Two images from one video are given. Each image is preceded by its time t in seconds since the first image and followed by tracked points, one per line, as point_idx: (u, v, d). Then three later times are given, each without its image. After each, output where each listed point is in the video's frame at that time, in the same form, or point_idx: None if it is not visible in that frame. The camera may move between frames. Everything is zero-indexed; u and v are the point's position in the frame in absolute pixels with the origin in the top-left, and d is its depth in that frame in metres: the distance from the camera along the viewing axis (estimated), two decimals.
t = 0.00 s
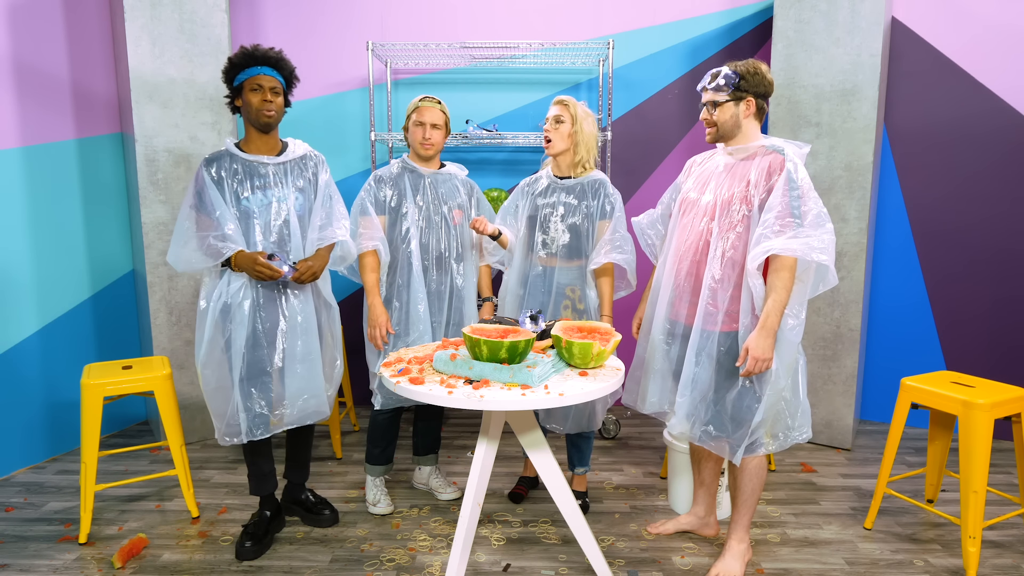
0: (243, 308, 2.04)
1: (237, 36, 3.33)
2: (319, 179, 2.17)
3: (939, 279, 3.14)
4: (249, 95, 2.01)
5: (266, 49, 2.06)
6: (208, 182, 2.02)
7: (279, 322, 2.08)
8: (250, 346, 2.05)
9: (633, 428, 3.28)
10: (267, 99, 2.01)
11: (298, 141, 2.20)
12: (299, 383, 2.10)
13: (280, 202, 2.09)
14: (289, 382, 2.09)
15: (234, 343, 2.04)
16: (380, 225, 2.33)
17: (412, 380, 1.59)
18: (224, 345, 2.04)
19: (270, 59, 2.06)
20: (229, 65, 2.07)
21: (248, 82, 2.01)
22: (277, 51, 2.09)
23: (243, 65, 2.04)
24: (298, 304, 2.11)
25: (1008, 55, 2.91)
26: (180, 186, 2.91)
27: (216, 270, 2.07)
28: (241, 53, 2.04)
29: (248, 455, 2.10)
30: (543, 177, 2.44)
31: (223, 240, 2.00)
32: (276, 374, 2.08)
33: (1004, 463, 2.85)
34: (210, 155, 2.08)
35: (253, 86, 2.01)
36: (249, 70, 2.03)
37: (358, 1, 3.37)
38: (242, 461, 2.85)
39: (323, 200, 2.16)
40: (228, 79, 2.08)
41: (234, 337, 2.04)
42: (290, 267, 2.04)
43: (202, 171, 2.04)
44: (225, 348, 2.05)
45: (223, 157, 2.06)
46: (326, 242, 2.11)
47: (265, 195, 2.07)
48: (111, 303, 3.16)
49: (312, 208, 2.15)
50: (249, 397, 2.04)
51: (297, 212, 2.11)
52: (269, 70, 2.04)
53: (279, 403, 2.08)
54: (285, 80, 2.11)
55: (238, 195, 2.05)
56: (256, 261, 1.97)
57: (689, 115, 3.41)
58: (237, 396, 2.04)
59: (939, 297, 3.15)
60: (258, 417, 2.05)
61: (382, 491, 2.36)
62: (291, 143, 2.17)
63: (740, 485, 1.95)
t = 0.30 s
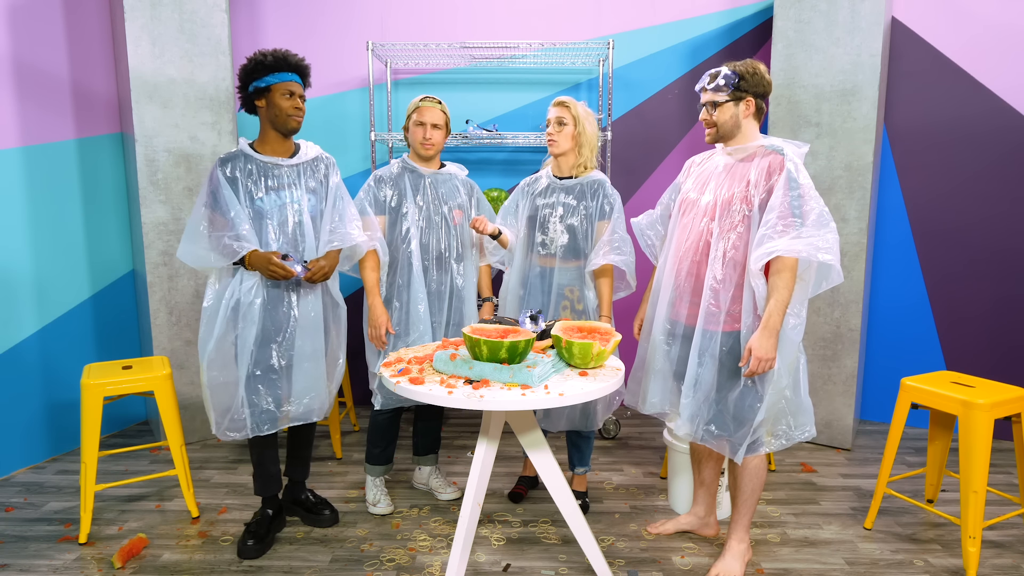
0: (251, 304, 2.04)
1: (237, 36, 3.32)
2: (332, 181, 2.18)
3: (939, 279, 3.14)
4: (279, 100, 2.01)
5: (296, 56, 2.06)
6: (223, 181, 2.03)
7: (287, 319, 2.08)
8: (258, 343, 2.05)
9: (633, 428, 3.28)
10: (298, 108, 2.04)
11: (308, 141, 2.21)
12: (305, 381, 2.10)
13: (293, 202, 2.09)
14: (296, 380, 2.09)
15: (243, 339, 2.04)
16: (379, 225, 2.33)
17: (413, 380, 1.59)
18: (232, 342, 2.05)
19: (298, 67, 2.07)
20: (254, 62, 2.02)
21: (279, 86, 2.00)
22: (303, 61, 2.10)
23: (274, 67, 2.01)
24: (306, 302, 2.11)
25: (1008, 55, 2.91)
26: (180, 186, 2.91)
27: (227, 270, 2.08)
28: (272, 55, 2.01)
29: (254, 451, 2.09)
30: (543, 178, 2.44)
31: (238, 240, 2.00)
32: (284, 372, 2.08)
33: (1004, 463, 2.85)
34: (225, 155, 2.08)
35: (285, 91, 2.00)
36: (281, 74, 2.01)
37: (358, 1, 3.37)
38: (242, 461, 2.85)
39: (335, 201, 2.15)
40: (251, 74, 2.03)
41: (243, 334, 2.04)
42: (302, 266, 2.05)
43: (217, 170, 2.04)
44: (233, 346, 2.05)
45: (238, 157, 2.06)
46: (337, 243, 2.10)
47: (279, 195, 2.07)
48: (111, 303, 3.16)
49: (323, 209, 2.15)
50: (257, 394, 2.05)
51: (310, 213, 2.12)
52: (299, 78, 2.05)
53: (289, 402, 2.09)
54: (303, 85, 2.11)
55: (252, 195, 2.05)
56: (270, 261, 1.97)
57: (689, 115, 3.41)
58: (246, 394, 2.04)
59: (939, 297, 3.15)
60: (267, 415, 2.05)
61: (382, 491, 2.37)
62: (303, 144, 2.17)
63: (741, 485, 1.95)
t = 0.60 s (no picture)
0: (257, 307, 2.04)
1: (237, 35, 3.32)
2: (333, 181, 2.19)
3: (939, 279, 3.14)
4: (281, 99, 2.01)
5: (298, 56, 2.06)
6: (224, 179, 2.02)
7: (293, 320, 2.10)
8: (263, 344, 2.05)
9: (633, 428, 3.27)
10: (300, 108, 2.04)
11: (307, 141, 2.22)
12: (310, 380, 2.13)
13: (295, 202, 2.10)
14: (299, 378, 2.12)
15: (248, 342, 2.03)
16: (380, 225, 2.33)
17: (412, 380, 1.59)
18: (237, 344, 2.04)
19: (301, 66, 2.07)
20: (257, 61, 2.02)
21: (282, 86, 2.00)
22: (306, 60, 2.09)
23: (278, 66, 2.02)
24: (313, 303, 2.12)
25: (1008, 55, 2.91)
26: (180, 186, 2.91)
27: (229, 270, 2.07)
28: (275, 53, 2.01)
29: (258, 451, 2.09)
30: (543, 178, 2.44)
31: (240, 238, 2.00)
32: (289, 371, 2.11)
33: (1004, 463, 2.85)
34: (225, 154, 2.07)
35: (287, 91, 2.01)
36: (284, 74, 2.01)
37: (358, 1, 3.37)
38: (242, 461, 2.85)
39: (337, 201, 2.17)
40: (254, 73, 2.03)
41: (248, 337, 2.03)
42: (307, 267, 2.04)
43: (217, 169, 2.03)
44: (237, 347, 2.04)
45: (240, 155, 2.06)
46: (339, 244, 2.11)
47: (281, 194, 2.08)
48: (111, 303, 3.16)
49: (325, 209, 2.17)
50: (261, 394, 2.06)
51: (312, 212, 2.13)
52: (302, 79, 2.06)
53: (291, 400, 2.10)
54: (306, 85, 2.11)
55: (253, 194, 2.05)
56: (275, 261, 1.97)
57: (689, 115, 3.41)
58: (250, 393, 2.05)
59: (939, 297, 3.15)
60: (271, 412, 2.07)
61: (382, 491, 2.37)
62: (303, 144, 2.18)
63: (741, 485, 1.95)
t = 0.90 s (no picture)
0: (257, 310, 2.05)
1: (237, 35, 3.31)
2: (332, 182, 2.18)
3: (939, 279, 3.14)
4: (272, 100, 2.02)
5: (292, 54, 2.05)
6: (220, 180, 2.03)
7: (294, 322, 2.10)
8: (262, 347, 2.06)
9: (633, 428, 3.27)
10: (291, 107, 2.03)
11: (307, 142, 2.21)
12: (309, 382, 2.11)
13: (291, 204, 2.10)
14: (300, 381, 2.11)
15: (248, 345, 2.04)
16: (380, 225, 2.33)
17: (412, 380, 1.59)
18: (237, 347, 2.04)
19: (296, 65, 2.06)
20: (250, 62, 2.04)
21: (272, 86, 2.01)
22: (302, 57, 2.08)
23: (268, 66, 2.02)
24: (314, 306, 2.13)
25: (1007, 55, 2.91)
26: (180, 186, 2.91)
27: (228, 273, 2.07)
28: (268, 54, 2.02)
29: (258, 452, 2.10)
30: (543, 178, 2.44)
31: (231, 239, 2.00)
32: (289, 373, 2.11)
33: (1004, 463, 2.85)
34: (223, 154, 2.08)
35: (277, 91, 2.01)
36: (274, 74, 2.02)
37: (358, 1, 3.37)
38: (242, 461, 2.85)
39: (335, 202, 2.16)
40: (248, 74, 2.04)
41: (248, 340, 2.04)
42: (302, 270, 2.04)
43: (214, 169, 2.04)
44: (238, 350, 2.05)
45: (237, 155, 2.07)
46: (336, 247, 2.10)
47: (277, 196, 2.08)
48: (112, 303, 3.16)
49: (323, 211, 2.16)
50: (256, 396, 2.06)
51: (308, 214, 2.12)
52: (295, 77, 2.05)
53: (287, 402, 2.10)
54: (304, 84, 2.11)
55: (250, 195, 2.06)
56: (267, 265, 1.97)
57: (689, 115, 3.41)
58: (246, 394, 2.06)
59: (939, 297, 3.15)
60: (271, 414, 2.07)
61: (382, 491, 2.36)
62: (302, 145, 2.18)
63: (741, 485, 1.95)
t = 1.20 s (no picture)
0: (261, 308, 2.04)
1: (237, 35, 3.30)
2: (348, 183, 2.16)
3: (939, 279, 3.14)
4: (284, 101, 2.01)
5: (304, 52, 2.02)
6: (235, 177, 2.03)
7: (301, 323, 2.09)
8: (266, 346, 2.06)
9: (633, 428, 3.27)
10: (303, 107, 2.02)
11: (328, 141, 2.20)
12: (315, 383, 2.09)
13: (304, 204, 2.09)
14: (308, 382, 2.10)
15: (252, 343, 2.04)
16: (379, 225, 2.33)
17: (412, 380, 1.59)
18: (243, 344, 2.05)
19: (309, 63, 2.03)
20: (265, 63, 2.04)
21: (284, 87, 2.00)
22: (316, 54, 2.05)
23: (280, 67, 2.02)
24: (322, 308, 2.11)
25: (1007, 54, 2.91)
26: (180, 186, 2.91)
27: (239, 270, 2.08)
28: (279, 53, 2.01)
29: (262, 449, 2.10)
30: (543, 178, 2.44)
31: (242, 238, 2.01)
32: (296, 373, 2.10)
33: (1004, 463, 2.84)
34: (242, 151, 2.09)
35: (288, 92, 2.00)
36: (286, 74, 2.01)
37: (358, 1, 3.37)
38: (242, 461, 2.85)
39: (348, 204, 2.14)
40: (263, 77, 2.05)
41: (252, 338, 2.04)
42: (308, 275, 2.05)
43: (231, 165, 2.05)
44: (243, 346, 2.05)
45: (255, 153, 2.08)
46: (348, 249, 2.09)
47: (291, 196, 2.07)
48: (111, 303, 3.16)
49: (337, 212, 2.14)
50: (257, 395, 2.05)
51: (320, 216, 2.11)
52: (307, 76, 2.03)
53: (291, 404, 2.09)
54: (319, 81, 2.08)
55: (264, 194, 2.06)
56: (272, 266, 1.97)
57: (689, 115, 3.41)
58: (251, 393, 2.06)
59: (940, 297, 3.15)
60: (272, 415, 2.06)
61: (382, 491, 2.37)
62: (322, 144, 2.17)
63: (741, 485, 1.95)
